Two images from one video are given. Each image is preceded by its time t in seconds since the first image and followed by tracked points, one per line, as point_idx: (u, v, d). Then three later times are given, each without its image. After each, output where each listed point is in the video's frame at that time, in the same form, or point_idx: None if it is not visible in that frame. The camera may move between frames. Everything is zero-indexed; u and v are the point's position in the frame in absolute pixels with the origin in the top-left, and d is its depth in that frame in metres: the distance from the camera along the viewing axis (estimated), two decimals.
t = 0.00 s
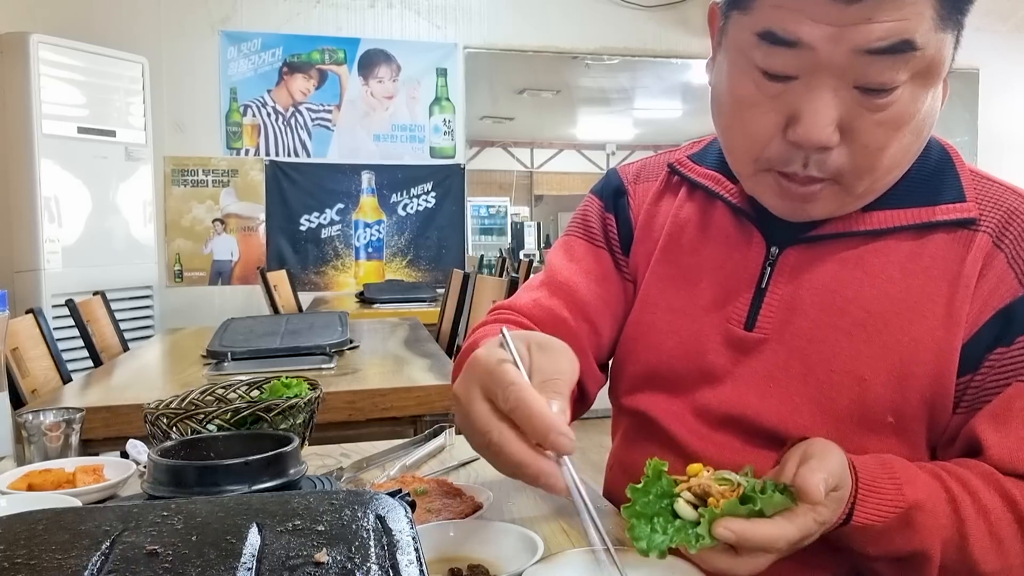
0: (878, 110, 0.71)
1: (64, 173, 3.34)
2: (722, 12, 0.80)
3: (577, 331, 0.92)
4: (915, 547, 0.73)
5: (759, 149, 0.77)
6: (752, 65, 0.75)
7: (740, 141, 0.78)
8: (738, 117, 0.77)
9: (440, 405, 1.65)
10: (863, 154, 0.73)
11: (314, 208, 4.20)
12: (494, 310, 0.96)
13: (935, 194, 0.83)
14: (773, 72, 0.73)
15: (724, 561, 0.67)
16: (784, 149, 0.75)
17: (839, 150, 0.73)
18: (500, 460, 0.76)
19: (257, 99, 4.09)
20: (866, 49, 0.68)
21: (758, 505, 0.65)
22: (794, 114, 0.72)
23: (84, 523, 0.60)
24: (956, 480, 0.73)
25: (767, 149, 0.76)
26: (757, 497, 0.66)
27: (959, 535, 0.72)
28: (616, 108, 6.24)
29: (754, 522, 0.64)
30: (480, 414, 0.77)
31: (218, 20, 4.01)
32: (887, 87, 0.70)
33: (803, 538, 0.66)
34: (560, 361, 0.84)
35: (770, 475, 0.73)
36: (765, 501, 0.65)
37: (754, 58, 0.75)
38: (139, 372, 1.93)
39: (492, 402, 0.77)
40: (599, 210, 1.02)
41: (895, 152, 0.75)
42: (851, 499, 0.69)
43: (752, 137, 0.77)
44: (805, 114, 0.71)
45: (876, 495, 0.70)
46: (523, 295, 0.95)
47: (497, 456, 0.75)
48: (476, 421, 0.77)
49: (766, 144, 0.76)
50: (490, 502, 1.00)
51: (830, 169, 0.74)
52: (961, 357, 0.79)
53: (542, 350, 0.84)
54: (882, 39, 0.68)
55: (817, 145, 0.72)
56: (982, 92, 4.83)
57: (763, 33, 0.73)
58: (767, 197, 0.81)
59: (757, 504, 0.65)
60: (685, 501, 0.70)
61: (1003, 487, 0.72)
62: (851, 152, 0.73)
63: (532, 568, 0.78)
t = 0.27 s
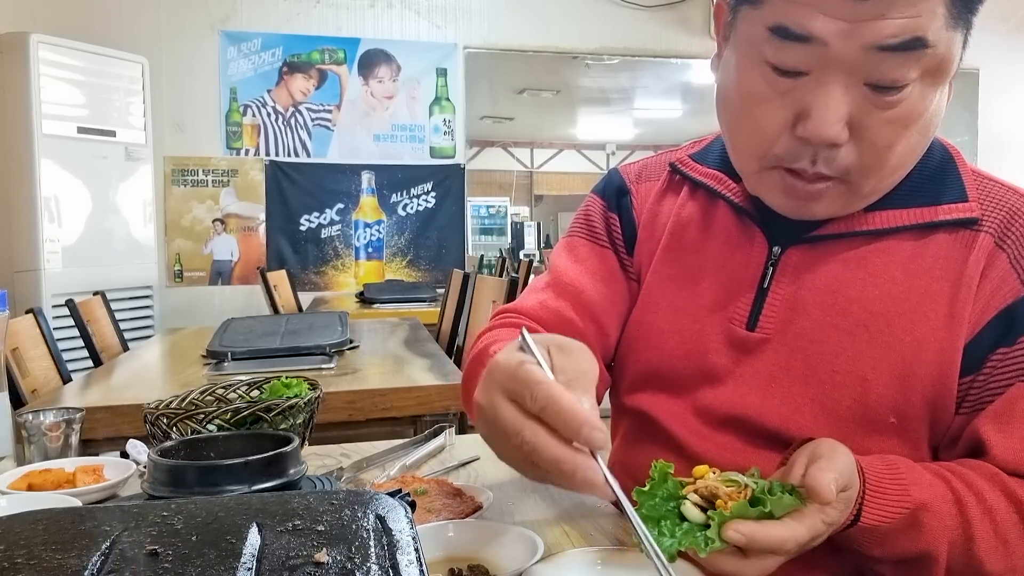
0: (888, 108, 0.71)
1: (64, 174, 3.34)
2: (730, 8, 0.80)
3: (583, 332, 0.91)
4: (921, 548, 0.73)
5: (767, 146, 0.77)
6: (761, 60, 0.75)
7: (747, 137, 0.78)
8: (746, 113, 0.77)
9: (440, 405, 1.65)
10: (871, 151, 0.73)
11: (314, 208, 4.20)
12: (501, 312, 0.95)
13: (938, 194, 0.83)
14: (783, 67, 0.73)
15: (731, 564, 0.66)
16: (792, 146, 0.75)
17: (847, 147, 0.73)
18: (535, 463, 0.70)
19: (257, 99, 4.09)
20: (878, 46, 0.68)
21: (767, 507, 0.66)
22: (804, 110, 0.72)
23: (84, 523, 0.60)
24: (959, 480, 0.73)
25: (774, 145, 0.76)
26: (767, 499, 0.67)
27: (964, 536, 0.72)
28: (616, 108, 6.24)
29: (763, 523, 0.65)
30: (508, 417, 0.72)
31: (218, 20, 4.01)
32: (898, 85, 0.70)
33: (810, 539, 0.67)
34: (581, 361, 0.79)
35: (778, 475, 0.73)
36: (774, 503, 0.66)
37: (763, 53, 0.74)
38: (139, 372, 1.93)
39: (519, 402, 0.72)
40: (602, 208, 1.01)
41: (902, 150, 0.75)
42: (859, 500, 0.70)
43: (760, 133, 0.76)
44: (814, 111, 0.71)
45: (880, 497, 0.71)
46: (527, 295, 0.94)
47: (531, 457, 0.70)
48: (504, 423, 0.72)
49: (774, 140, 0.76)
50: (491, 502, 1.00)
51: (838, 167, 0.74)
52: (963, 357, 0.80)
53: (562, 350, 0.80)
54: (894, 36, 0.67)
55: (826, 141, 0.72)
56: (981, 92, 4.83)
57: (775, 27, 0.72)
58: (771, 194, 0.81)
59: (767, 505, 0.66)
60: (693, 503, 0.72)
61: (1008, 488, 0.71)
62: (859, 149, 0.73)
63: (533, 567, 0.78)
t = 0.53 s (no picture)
0: (896, 108, 0.71)
1: (64, 174, 3.34)
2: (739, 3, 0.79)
3: (577, 326, 0.90)
4: (923, 548, 0.73)
5: (773, 143, 0.76)
6: (771, 55, 0.74)
7: (753, 133, 0.78)
8: (754, 107, 0.76)
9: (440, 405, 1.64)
10: (877, 150, 0.73)
11: (313, 207, 4.19)
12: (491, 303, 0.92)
13: (941, 195, 0.83)
14: (793, 63, 0.72)
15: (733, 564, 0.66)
16: (798, 143, 0.74)
17: (853, 146, 0.73)
18: (504, 468, 0.67)
19: (256, 99, 4.09)
20: (889, 44, 0.67)
21: (769, 506, 0.66)
22: (811, 107, 0.72)
23: (83, 523, 0.59)
24: (962, 481, 0.73)
25: (780, 142, 0.76)
26: (768, 499, 0.67)
27: (966, 536, 0.72)
28: (616, 108, 6.23)
29: (764, 522, 0.65)
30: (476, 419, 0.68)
31: (218, 20, 4.01)
32: (907, 85, 0.70)
33: (812, 538, 0.67)
34: (545, 364, 0.77)
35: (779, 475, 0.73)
36: (776, 502, 0.66)
37: (774, 48, 0.74)
38: (138, 372, 1.92)
39: (490, 405, 0.68)
40: (600, 204, 1.00)
41: (908, 151, 0.75)
42: (861, 500, 0.70)
43: (766, 129, 0.76)
44: (823, 107, 0.70)
45: (884, 498, 0.70)
46: (521, 287, 0.92)
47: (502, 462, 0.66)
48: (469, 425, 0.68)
49: (780, 137, 0.75)
50: (491, 503, 0.99)
51: (843, 166, 0.74)
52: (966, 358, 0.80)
53: (527, 351, 0.77)
54: (906, 35, 0.67)
55: (832, 139, 0.71)
56: (982, 92, 4.83)
57: (787, 22, 0.71)
58: (776, 192, 0.80)
59: (768, 505, 0.66)
60: (692, 503, 0.71)
61: (1010, 488, 0.72)
62: (865, 148, 0.73)
63: (533, 568, 0.77)
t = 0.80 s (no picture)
0: (897, 108, 0.71)
1: (64, 174, 3.34)
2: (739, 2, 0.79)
3: (578, 328, 0.89)
4: (925, 549, 0.73)
5: (773, 143, 0.76)
6: (772, 55, 0.74)
7: (753, 133, 0.78)
8: (755, 106, 0.76)
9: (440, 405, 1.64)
10: (878, 151, 0.73)
11: (313, 207, 4.19)
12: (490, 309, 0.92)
13: (941, 196, 0.84)
14: (794, 63, 0.72)
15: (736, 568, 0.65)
16: (799, 143, 0.74)
17: (854, 147, 0.73)
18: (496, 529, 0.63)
19: (256, 99, 4.09)
20: (891, 45, 0.67)
21: (772, 511, 0.65)
22: (812, 107, 0.72)
23: (83, 523, 0.59)
24: (964, 482, 0.73)
25: (781, 142, 0.76)
26: (771, 503, 0.66)
27: (968, 538, 0.72)
28: (616, 108, 6.23)
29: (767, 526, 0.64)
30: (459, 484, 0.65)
31: (217, 20, 4.01)
32: (908, 85, 0.70)
33: (815, 541, 0.66)
34: (532, 405, 0.72)
35: (780, 477, 0.72)
36: (778, 505, 0.65)
37: (774, 48, 0.73)
38: (138, 372, 1.92)
39: (469, 470, 0.64)
40: (599, 205, 0.99)
41: (908, 152, 0.75)
42: (863, 502, 0.69)
43: (767, 129, 0.76)
44: (824, 107, 0.70)
45: (886, 501, 0.70)
46: (521, 290, 0.92)
47: (492, 525, 0.63)
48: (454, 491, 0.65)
49: (781, 137, 0.75)
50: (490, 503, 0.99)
51: (844, 166, 0.74)
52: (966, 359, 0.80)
53: (509, 395, 0.72)
54: (908, 35, 0.67)
55: (833, 139, 0.71)
56: (982, 92, 4.83)
57: (787, 22, 0.71)
58: (775, 192, 0.80)
59: (771, 509, 0.65)
60: (695, 506, 0.71)
61: (1013, 488, 0.72)
62: (865, 149, 0.73)
63: (533, 568, 0.77)
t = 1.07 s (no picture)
0: (895, 110, 0.71)
1: (64, 173, 3.34)
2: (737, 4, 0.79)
3: (579, 332, 0.89)
4: (928, 551, 0.73)
5: (773, 145, 0.76)
6: (770, 58, 0.74)
7: (752, 134, 0.78)
8: (754, 106, 0.76)
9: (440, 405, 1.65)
10: (877, 153, 0.73)
11: (313, 208, 4.19)
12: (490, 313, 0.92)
13: (940, 197, 0.84)
14: (792, 65, 0.72)
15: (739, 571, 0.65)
16: (798, 146, 0.74)
17: (852, 149, 0.73)
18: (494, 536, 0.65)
19: (256, 99, 4.09)
20: (889, 47, 0.67)
21: (777, 514, 0.65)
22: (811, 109, 0.72)
23: (83, 523, 0.59)
24: (966, 484, 0.73)
25: (780, 144, 0.76)
26: (776, 505, 0.66)
27: (971, 540, 0.72)
28: (616, 108, 6.23)
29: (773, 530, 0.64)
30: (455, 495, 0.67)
31: (217, 20, 4.01)
32: (906, 88, 0.70)
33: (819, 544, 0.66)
34: (529, 414, 0.72)
35: (784, 478, 0.72)
36: (784, 509, 0.65)
37: (772, 50, 0.73)
38: (138, 372, 1.92)
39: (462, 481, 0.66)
40: (599, 207, 1.00)
41: (907, 153, 0.75)
42: (867, 504, 0.69)
43: (766, 132, 0.76)
44: (823, 109, 0.70)
45: (890, 503, 0.70)
46: (522, 294, 0.92)
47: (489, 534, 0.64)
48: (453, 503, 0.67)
49: (780, 139, 0.75)
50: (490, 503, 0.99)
51: (843, 169, 0.74)
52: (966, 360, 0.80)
53: (507, 404, 0.72)
54: (906, 37, 0.67)
55: (832, 142, 0.71)
56: (982, 92, 4.83)
57: (785, 24, 0.71)
58: (774, 193, 0.80)
59: (777, 512, 0.65)
60: (698, 508, 0.71)
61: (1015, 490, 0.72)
62: (864, 151, 0.73)
63: (533, 569, 0.78)
